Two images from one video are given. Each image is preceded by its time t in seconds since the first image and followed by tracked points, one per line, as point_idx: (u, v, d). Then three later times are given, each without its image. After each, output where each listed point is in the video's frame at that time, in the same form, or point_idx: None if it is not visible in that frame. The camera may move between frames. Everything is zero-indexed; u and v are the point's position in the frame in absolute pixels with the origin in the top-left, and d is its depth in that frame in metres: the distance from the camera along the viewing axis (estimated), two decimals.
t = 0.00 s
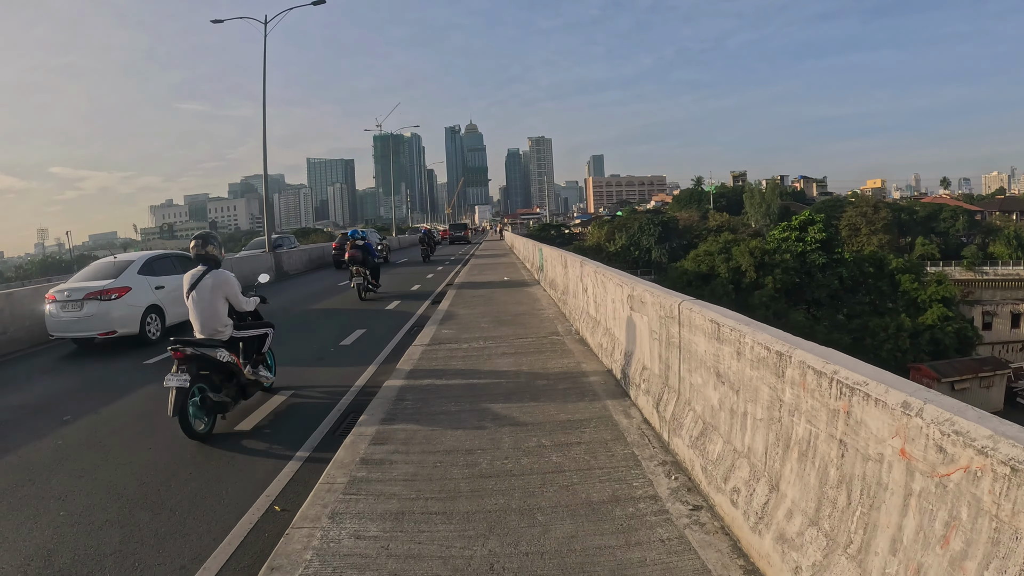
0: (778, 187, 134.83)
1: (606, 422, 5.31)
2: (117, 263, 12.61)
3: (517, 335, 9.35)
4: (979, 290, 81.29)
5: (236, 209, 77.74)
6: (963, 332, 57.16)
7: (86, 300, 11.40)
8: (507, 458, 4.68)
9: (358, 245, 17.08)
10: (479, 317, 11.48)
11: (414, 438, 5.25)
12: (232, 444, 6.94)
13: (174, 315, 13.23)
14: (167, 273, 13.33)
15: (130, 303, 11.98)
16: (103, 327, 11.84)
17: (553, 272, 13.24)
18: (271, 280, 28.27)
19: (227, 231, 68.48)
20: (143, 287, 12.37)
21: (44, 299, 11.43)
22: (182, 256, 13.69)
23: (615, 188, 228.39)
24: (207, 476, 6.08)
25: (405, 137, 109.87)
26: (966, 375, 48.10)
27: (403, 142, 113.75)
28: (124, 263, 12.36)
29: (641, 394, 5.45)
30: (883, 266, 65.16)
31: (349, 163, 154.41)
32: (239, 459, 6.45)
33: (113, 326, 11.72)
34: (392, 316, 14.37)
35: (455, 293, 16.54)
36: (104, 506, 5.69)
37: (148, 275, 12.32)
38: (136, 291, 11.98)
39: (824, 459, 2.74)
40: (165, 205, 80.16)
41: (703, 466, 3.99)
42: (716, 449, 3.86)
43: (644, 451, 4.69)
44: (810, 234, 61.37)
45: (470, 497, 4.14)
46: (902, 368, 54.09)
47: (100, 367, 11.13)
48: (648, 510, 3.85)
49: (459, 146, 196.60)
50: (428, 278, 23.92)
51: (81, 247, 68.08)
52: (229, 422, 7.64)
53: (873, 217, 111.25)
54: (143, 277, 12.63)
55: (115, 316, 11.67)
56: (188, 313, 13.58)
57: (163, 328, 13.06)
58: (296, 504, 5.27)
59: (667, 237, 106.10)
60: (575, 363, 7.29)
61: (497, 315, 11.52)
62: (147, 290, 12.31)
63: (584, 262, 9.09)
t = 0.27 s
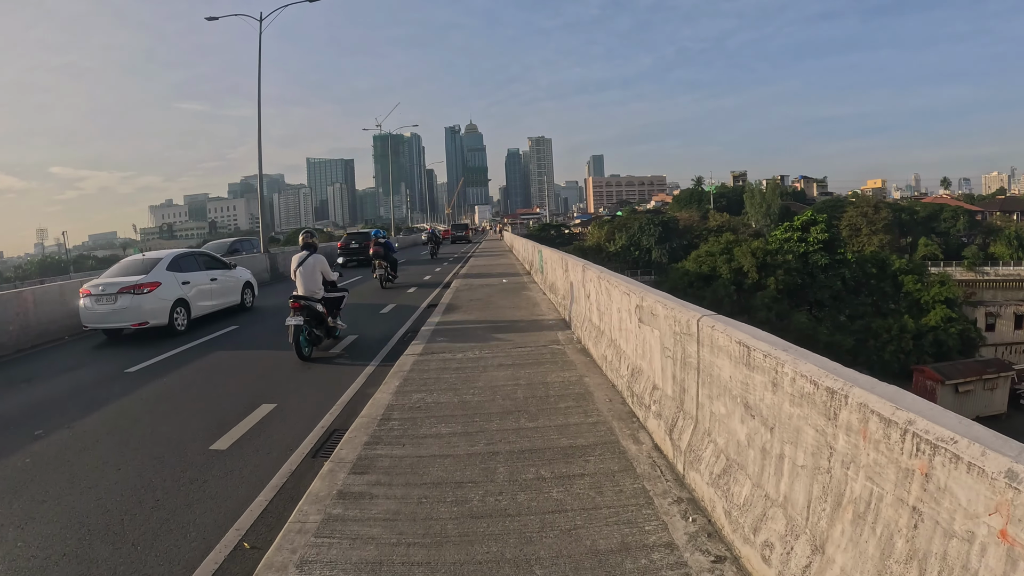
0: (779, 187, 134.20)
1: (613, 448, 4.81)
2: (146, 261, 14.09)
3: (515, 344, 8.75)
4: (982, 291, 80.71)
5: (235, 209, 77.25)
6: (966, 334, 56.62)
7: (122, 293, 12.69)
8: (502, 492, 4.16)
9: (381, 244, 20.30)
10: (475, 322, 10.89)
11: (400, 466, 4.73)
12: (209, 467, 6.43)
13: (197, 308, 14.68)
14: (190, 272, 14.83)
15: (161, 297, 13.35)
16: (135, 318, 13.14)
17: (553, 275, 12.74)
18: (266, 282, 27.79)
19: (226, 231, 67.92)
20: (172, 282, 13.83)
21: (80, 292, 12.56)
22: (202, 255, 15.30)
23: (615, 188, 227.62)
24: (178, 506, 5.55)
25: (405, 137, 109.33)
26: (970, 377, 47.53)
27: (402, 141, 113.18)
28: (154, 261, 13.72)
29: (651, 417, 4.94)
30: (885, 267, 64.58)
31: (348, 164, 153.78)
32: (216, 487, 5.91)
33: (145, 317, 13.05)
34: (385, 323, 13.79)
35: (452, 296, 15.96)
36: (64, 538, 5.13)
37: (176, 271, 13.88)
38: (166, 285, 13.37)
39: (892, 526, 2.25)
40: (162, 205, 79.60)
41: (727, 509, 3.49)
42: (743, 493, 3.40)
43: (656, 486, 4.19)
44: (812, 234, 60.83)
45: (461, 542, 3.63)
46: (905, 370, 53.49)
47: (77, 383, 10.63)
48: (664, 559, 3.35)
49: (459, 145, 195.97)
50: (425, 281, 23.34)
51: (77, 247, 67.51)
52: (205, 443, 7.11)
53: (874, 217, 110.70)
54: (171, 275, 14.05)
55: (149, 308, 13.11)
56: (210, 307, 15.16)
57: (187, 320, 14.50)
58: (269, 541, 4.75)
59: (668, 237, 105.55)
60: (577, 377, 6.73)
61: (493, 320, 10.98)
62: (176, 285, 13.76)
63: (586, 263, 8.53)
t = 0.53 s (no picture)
0: (780, 186, 133.62)
1: (627, 471, 4.32)
2: (177, 255, 15.33)
3: (515, 349, 8.25)
4: (984, 291, 80.19)
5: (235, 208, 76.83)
6: (970, 334, 56.11)
7: (158, 284, 13.86)
8: (503, 525, 3.67)
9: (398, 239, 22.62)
10: (474, 324, 10.37)
11: (389, 491, 4.24)
12: (186, 485, 5.96)
13: (223, 300, 15.97)
14: (215, 266, 16.05)
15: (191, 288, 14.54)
16: (168, 308, 14.30)
17: (554, 275, 12.27)
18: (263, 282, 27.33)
19: (227, 229, 67.57)
20: (200, 274, 15.09)
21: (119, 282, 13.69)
22: (226, 251, 16.55)
23: (615, 188, 227.05)
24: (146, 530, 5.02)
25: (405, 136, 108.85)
26: (974, 378, 47.03)
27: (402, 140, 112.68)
28: (184, 255, 14.96)
29: (667, 436, 4.47)
30: (888, 267, 64.07)
31: (349, 162, 153.35)
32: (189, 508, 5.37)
33: (177, 307, 14.20)
34: (381, 326, 13.31)
35: (451, 297, 15.46)
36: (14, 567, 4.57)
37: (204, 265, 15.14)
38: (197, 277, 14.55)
39: None
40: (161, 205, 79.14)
41: (765, 552, 3.03)
42: (785, 534, 2.94)
43: (679, 517, 3.71)
44: (814, 234, 60.38)
45: None
46: (909, 370, 52.93)
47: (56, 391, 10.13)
48: None
49: (459, 145, 195.44)
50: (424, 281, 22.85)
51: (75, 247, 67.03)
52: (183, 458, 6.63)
53: (876, 216, 110.20)
54: (199, 268, 15.28)
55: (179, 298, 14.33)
56: (234, 298, 16.40)
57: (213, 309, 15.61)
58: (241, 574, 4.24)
59: (668, 237, 105.04)
60: (582, 386, 6.23)
61: (492, 322, 10.46)
62: (205, 278, 14.98)
63: (590, 264, 8.05)
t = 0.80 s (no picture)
0: (781, 185, 132.98)
1: (651, 507, 3.77)
2: (202, 251, 16.29)
3: (519, 357, 7.68)
4: (987, 290, 79.61)
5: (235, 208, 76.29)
6: (975, 334, 55.49)
7: (188, 276, 14.81)
8: None
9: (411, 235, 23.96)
10: (474, 329, 9.80)
11: (378, 531, 3.71)
12: (160, 511, 5.44)
13: (246, 293, 16.94)
14: (239, 261, 17.02)
15: (219, 281, 15.53)
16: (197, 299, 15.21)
17: (557, 276, 11.70)
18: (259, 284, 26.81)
19: (228, 228, 67.10)
20: (226, 269, 16.05)
21: (151, 276, 14.60)
22: (247, 248, 17.57)
23: (616, 187, 226.39)
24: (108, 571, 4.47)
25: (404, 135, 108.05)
26: (980, 379, 46.44)
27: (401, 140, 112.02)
28: (211, 250, 15.93)
29: (695, 466, 3.92)
30: (892, 267, 63.48)
31: (350, 161, 152.85)
32: (156, 544, 4.83)
33: (206, 298, 15.12)
34: (378, 330, 12.74)
35: (450, 299, 14.88)
36: None
37: (230, 259, 16.12)
38: (224, 270, 15.52)
39: None
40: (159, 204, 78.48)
41: None
42: None
43: (713, 564, 3.19)
44: (818, 234, 59.77)
45: None
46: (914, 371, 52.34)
47: (34, 400, 9.59)
48: None
49: (459, 144, 194.86)
50: (423, 281, 22.29)
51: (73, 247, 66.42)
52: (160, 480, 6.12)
53: (877, 215, 109.70)
54: (226, 263, 16.26)
55: (209, 289, 15.27)
56: (255, 292, 17.37)
57: (237, 302, 16.55)
58: None
59: (669, 236, 104.40)
60: (593, 401, 5.68)
61: (494, 326, 9.90)
62: (231, 271, 15.94)
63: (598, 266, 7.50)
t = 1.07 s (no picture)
0: (781, 184, 132.46)
1: (669, 546, 3.29)
2: (224, 248, 17.13)
3: (518, 364, 7.18)
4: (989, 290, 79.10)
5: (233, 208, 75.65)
6: (978, 335, 54.99)
7: (213, 272, 15.74)
8: None
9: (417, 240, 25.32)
10: (472, 333, 9.30)
11: None
12: (129, 536, 4.98)
13: (265, 287, 17.78)
14: (260, 258, 17.94)
15: (243, 276, 16.38)
16: (221, 293, 16.07)
17: (558, 277, 11.22)
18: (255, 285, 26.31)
19: (226, 227, 66.63)
20: (248, 264, 16.89)
21: (179, 271, 15.48)
22: (266, 245, 18.41)
23: (616, 186, 225.93)
24: None
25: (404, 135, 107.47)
26: (983, 379, 45.94)
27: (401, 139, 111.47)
28: (234, 248, 16.76)
29: (719, 498, 3.44)
30: (895, 266, 62.99)
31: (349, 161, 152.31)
32: None
33: (230, 291, 16.02)
34: (372, 334, 12.23)
35: (447, 300, 14.38)
36: None
37: (252, 255, 16.96)
38: (247, 266, 16.44)
39: None
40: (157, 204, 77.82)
41: None
42: None
43: None
44: (820, 233, 59.26)
45: None
46: (916, 372, 51.86)
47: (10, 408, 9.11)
48: None
49: (459, 144, 194.27)
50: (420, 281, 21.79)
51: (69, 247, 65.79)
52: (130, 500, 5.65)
53: (877, 215, 109.28)
54: (247, 259, 17.10)
55: (232, 283, 16.12)
56: (273, 286, 18.20)
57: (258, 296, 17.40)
58: None
59: (669, 236, 103.92)
60: (599, 416, 5.20)
61: (492, 330, 9.40)
62: (253, 267, 16.79)
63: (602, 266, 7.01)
